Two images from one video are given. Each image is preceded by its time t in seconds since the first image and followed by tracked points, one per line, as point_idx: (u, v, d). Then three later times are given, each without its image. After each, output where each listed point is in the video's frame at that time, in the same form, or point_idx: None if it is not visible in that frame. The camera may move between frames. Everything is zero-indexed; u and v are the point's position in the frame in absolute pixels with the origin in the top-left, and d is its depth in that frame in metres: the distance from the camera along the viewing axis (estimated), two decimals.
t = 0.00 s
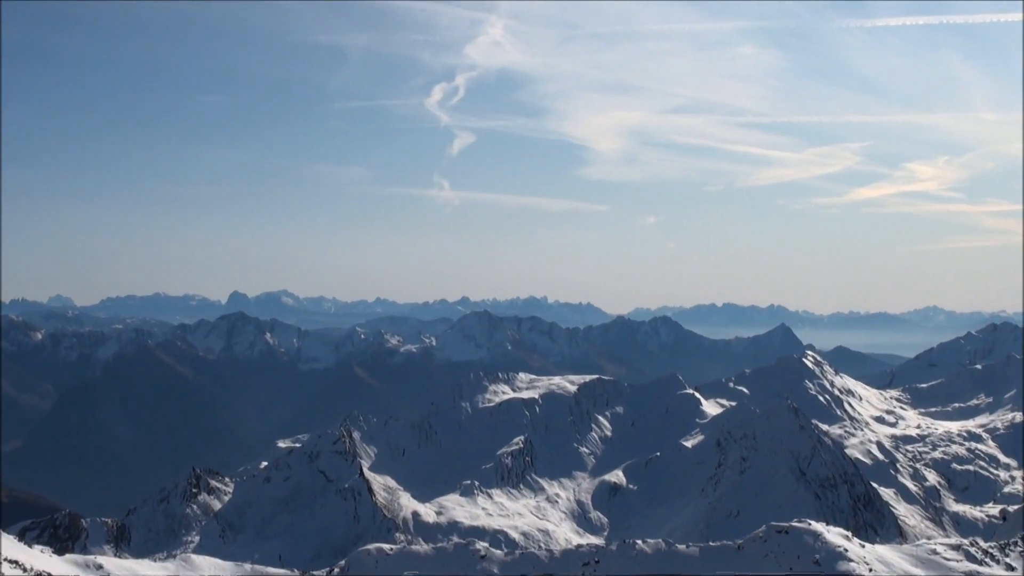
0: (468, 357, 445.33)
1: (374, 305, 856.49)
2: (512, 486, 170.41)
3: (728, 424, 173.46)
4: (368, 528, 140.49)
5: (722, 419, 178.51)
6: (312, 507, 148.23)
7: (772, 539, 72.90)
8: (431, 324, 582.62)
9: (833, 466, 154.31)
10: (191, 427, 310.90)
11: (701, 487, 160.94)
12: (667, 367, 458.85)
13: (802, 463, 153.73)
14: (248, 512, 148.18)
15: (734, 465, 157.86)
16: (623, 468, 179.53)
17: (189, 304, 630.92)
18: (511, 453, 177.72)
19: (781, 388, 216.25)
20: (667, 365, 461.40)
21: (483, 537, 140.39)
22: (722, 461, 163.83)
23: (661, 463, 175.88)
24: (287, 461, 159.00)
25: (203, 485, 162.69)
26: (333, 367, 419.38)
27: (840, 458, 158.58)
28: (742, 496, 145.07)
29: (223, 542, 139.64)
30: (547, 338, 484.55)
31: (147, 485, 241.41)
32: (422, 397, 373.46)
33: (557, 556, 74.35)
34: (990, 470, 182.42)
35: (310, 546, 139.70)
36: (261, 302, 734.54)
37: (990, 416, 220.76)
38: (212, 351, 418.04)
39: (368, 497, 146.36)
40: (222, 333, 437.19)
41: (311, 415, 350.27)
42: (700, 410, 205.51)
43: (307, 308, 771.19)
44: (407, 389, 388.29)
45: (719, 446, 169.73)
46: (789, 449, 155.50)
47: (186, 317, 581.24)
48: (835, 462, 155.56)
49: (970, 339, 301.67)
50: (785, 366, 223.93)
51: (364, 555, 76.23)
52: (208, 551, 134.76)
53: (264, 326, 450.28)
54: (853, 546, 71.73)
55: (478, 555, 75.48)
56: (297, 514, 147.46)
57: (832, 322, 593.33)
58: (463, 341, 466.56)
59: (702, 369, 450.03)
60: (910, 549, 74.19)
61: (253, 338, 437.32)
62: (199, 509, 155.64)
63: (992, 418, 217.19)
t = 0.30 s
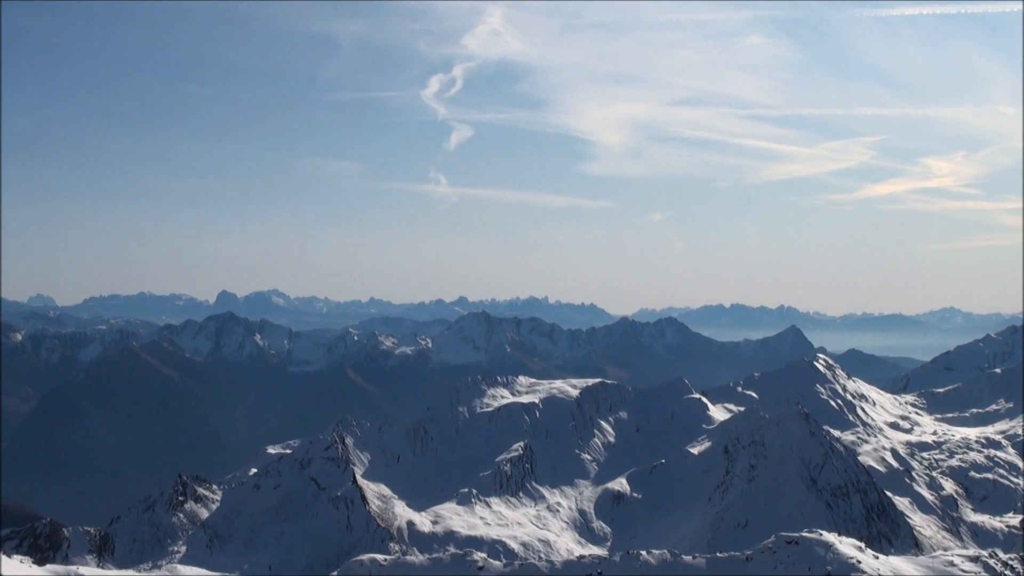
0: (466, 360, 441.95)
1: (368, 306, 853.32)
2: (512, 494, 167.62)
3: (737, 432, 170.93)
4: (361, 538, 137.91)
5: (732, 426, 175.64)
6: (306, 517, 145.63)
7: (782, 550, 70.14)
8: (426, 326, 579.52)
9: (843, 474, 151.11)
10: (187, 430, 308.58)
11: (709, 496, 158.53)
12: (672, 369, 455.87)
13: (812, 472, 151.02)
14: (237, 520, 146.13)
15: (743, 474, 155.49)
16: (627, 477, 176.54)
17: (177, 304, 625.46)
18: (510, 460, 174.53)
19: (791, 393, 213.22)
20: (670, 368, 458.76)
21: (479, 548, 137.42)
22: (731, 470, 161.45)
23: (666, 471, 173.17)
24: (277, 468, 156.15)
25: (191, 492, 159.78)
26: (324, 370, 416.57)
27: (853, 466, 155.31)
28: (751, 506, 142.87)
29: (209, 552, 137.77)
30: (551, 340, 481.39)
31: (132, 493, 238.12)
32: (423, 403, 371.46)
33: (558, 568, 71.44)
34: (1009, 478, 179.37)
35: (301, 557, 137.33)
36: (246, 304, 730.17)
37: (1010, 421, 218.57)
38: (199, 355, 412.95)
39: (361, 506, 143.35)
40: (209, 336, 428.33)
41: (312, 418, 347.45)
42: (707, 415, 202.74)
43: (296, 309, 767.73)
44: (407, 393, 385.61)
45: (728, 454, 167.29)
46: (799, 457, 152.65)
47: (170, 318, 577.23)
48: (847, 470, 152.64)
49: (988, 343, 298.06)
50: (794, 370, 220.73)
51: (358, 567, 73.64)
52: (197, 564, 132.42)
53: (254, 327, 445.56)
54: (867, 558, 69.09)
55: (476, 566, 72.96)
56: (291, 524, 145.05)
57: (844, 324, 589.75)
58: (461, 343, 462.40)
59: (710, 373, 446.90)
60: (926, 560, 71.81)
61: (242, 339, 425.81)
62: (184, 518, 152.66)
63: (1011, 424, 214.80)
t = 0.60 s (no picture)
0: (466, 359, 439.67)
1: (362, 303, 851.28)
2: (512, 498, 165.47)
3: (745, 433, 168.14)
4: (355, 544, 135.64)
5: (739, 427, 172.70)
6: (300, 523, 143.50)
7: (792, 558, 67.76)
8: (421, 324, 577.07)
9: (853, 478, 148.17)
10: (183, 431, 306.48)
11: (716, 501, 156.47)
12: (676, 369, 453.51)
13: (822, 475, 148.39)
14: (228, 527, 144.43)
15: (752, 478, 153.19)
16: (630, 480, 174.38)
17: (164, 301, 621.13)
18: (510, 462, 172.03)
19: (801, 395, 210.78)
20: (674, 367, 456.76)
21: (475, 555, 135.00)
22: (738, 473, 159.10)
23: (671, 475, 170.98)
24: (269, 471, 153.76)
25: (181, 497, 158.54)
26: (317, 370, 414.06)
27: (864, 469, 152.41)
28: (759, 513, 140.79)
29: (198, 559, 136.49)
30: (554, 340, 478.78)
31: (117, 495, 235.94)
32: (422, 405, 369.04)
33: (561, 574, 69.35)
34: None
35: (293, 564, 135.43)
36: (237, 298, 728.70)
37: None
38: (188, 353, 410.43)
39: (355, 510, 140.92)
40: (198, 334, 426.10)
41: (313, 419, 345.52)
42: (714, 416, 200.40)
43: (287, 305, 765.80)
44: (404, 394, 383.26)
45: (735, 457, 164.68)
46: (808, 460, 150.10)
47: (155, 315, 573.92)
48: (859, 474, 149.72)
49: (1005, 342, 294.81)
50: (805, 371, 218.11)
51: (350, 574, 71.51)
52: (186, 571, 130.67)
53: (243, 325, 442.87)
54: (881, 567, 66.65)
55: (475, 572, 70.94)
56: (283, 530, 143.10)
57: (857, 323, 586.10)
58: (459, 341, 459.30)
59: (717, 372, 444.33)
60: (940, 567, 69.56)
61: (231, 337, 428.48)
62: (173, 523, 152.37)
63: None
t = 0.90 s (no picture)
0: (465, 358, 436.68)
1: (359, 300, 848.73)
2: (511, 503, 162.72)
3: (754, 435, 165.15)
4: (349, 550, 133.54)
5: (747, 429, 169.75)
6: (293, 529, 141.15)
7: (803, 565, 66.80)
8: (421, 321, 574.51)
9: (868, 483, 145.55)
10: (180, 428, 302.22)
11: (725, 505, 153.91)
12: (681, 368, 450.07)
13: (835, 480, 145.91)
14: (218, 532, 142.12)
15: (762, 481, 150.45)
16: (635, 484, 171.72)
17: (150, 298, 619.31)
18: (510, 466, 169.33)
19: (814, 395, 207.74)
20: (679, 366, 453.84)
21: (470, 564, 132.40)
22: (748, 477, 156.44)
23: (678, 478, 168.20)
24: (260, 475, 151.36)
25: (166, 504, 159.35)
26: (310, 370, 412.14)
27: (880, 472, 149.84)
28: (769, 517, 138.21)
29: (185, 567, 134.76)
30: (557, 339, 475.06)
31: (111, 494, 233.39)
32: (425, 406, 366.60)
33: None
34: None
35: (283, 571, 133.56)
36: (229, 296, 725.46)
37: None
38: (178, 351, 407.15)
39: (349, 515, 138.58)
40: (188, 332, 423.11)
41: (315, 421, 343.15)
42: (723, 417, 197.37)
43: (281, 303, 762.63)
44: (403, 394, 380.82)
45: (744, 459, 162.02)
46: (820, 464, 147.63)
47: (144, 313, 570.31)
48: (873, 477, 147.20)
49: None
50: (816, 370, 214.96)
51: None
52: None
53: (233, 323, 440.02)
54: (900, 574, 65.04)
55: None
56: (275, 535, 140.88)
57: (870, 322, 581.90)
58: (457, 339, 455.20)
59: (724, 372, 441.00)
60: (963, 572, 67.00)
61: (222, 334, 428.50)
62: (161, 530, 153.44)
63: None
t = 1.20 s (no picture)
0: (463, 356, 434.09)
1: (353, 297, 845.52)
2: (512, 507, 160.21)
3: (765, 436, 162.63)
4: (342, 556, 131.50)
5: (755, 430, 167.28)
6: (286, 532, 139.06)
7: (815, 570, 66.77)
8: (418, 318, 571.79)
9: (883, 487, 143.37)
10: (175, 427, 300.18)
11: (733, 509, 151.69)
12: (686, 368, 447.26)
13: (847, 484, 143.87)
14: (209, 537, 140.06)
15: (770, 484, 148.06)
16: (640, 487, 169.57)
17: (143, 295, 616.00)
18: (511, 468, 167.06)
19: (827, 395, 205.15)
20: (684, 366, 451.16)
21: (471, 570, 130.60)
22: (757, 480, 154.14)
23: (683, 482, 165.95)
24: (252, 477, 149.23)
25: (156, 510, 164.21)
26: (303, 368, 410.16)
27: (894, 475, 147.63)
28: (779, 522, 136.15)
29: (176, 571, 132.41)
30: (559, 337, 472.25)
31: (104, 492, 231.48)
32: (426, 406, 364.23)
33: None
34: None
35: None
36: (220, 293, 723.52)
37: None
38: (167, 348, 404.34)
39: (345, 520, 136.61)
40: (178, 327, 420.41)
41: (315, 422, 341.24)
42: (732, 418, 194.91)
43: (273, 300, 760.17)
44: (400, 394, 378.58)
45: (754, 462, 159.68)
46: (833, 467, 145.54)
47: (134, 309, 567.79)
48: (887, 481, 145.10)
49: None
50: (828, 371, 212.51)
51: None
52: None
53: (223, 321, 437.58)
54: None
55: None
56: (268, 539, 138.65)
57: (881, 322, 577.61)
58: (457, 337, 452.66)
59: (729, 372, 438.34)
60: None
61: (212, 331, 426.31)
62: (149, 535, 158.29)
63: None
